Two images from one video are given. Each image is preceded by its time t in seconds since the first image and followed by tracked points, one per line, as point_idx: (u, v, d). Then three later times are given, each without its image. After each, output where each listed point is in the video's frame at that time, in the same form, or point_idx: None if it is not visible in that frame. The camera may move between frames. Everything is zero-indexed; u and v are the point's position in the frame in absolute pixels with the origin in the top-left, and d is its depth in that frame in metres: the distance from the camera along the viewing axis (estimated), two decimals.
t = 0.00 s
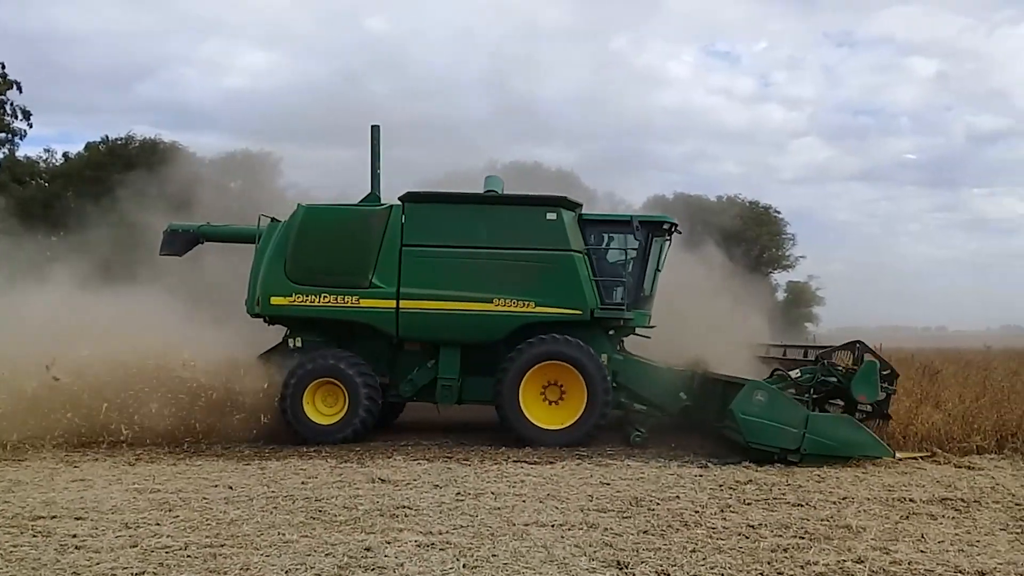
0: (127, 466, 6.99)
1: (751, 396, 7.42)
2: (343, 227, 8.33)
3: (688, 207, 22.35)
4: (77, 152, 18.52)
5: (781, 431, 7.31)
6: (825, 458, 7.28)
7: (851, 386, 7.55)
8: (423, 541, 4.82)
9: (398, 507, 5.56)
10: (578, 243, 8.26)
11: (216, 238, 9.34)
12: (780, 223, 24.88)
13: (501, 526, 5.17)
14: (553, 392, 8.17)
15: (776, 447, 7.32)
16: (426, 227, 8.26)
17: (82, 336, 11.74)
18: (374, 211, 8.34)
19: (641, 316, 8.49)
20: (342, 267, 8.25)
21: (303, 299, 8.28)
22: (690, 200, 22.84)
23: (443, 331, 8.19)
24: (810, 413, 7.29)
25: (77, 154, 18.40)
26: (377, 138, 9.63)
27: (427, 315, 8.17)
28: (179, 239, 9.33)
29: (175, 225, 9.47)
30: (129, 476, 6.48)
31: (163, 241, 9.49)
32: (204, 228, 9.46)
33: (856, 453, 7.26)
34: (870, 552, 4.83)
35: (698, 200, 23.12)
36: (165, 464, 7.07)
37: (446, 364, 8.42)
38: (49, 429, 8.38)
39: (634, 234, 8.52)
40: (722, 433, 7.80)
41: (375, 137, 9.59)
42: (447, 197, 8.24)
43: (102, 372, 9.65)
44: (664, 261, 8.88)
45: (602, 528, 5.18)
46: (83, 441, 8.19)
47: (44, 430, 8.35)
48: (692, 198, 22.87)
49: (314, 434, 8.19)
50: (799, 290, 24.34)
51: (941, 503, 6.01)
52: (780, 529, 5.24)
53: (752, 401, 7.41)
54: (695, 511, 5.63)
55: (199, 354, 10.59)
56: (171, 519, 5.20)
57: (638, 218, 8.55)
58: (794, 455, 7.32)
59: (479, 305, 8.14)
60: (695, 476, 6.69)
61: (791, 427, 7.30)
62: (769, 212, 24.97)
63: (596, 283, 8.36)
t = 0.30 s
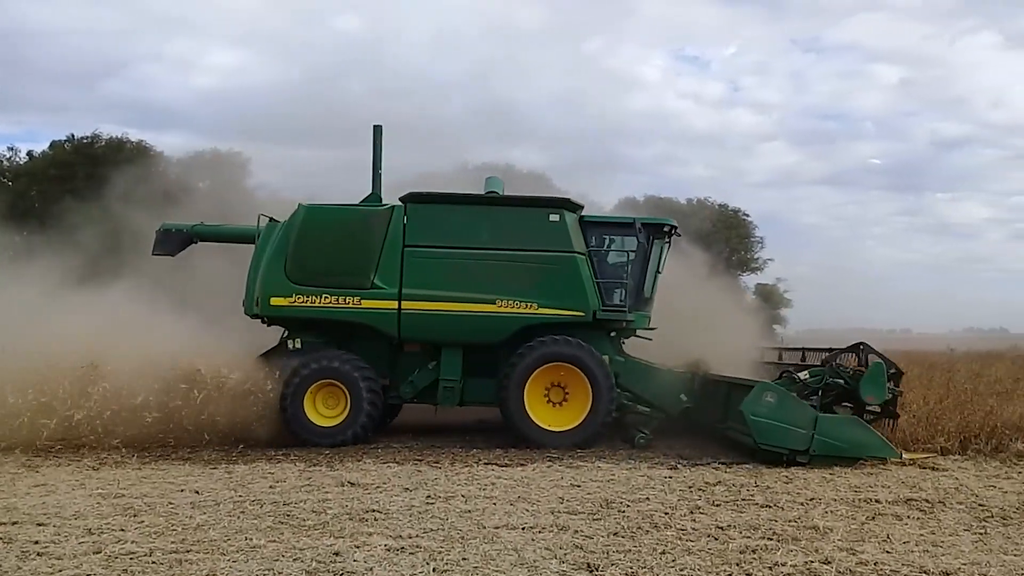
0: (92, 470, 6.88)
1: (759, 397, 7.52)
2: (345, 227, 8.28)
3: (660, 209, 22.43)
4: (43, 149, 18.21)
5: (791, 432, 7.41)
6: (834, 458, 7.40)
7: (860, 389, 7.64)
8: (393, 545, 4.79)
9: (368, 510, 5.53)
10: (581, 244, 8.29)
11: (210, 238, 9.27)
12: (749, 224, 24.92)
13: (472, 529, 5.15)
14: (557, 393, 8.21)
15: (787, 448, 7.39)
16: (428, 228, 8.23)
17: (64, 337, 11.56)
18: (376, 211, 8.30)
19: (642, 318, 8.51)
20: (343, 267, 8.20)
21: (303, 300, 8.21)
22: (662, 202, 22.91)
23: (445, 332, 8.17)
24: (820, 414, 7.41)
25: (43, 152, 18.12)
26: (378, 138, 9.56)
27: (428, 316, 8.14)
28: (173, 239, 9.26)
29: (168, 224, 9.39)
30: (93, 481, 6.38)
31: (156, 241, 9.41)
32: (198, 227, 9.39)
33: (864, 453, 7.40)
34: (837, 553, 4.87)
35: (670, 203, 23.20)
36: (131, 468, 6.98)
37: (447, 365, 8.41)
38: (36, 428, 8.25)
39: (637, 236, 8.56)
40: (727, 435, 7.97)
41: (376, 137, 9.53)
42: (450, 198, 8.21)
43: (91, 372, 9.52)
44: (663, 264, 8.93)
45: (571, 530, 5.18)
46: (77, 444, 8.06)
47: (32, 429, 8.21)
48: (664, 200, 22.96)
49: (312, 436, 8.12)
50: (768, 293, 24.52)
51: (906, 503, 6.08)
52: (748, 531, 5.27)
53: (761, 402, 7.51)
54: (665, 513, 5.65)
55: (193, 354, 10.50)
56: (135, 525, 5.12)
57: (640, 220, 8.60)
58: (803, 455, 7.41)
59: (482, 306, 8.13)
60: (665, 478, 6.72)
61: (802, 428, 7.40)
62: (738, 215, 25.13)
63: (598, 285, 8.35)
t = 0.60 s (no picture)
0: (56, 473, 6.78)
1: (769, 395, 7.62)
2: (348, 226, 8.24)
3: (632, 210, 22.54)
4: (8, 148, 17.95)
5: (800, 430, 7.54)
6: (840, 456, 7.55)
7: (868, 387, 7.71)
8: (362, 547, 4.76)
9: (337, 512, 5.49)
10: (582, 244, 8.34)
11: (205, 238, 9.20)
12: (719, 226, 25.09)
13: (442, 529, 5.13)
14: (562, 392, 8.26)
15: (795, 446, 7.52)
16: (431, 227, 8.23)
17: (48, 339, 11.34)
18: (378, 210, 8.27)
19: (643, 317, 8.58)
20: (344, 267, 8.15)
21: (304, 299, 8.14)
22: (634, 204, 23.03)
23: (448, 332, 8.16)
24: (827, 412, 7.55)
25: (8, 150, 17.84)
26: (378, 138, 9.47)
27: (429, 316, 8.11)
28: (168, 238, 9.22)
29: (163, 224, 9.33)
30: (58, 483, 6.30)
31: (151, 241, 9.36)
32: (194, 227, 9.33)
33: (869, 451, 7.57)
34: (805, 550, 4.91)
35: (641, 204, 23.33)
36: (95, 471, 6.88)
37: (450, 366, 8.39)
38: (25, 426, 8.06)
39: (638, 237, 8.63)
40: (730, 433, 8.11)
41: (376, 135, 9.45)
42: (452, 197, 8.21)
43: (87, 373, 9.41)
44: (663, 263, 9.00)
45: (540, 530, 5.18)
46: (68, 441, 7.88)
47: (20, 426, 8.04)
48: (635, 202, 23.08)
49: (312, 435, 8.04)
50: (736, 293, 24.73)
51: (873, 500, 6.15)
52: (717, 528, 5.30)
53: (771, 401, 7.62)
54: (635, 511, 5.66)
55: (186, 354, 10.37)
56: (100, 528, 5.05)
57: (642, 221, 8.65)
58: (811, 453, 7.55)
59: (484, 306, 8.12)
60: (635, 477, 6.73)
61: (810, 426, 7.53)
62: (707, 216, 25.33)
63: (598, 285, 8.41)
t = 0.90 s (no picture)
0: (21, 475, 6.70)
1: (778, 391, 7.82)
2: (352, 225, 8.27)
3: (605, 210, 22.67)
4: None
5: (808, 426, 7.75)
6: (848, 450, 7.76)
7: (874, 383, 7.95)
8: (333, 546, 4.74)
9: (308, 512, 5.46)
10: (585, 243, 8.43)
11: (200, 236, 9.29)
12: (690, 226, 25.31)
13: (413, 528, 5.12)
14: (567, 388, 8.35)
15: (804, 441, 7.73)
16: (434, 226, 8.28)
17: (32, 337, 11.18)
18: (383, 209, 8.32)
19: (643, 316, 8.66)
20: (348, 264, 8.18)
21: (307, 297, 8.16)
22: (607, 204, 23.16)
23: (450, 330, 8.21)
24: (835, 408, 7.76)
25: None
26: (381, 138, 9.42)
27: (432, 314, 8.17)
28: (164, 236, 9.35)
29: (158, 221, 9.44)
30: (25, 485, 6.23)
31: (148, 237, 9.48)
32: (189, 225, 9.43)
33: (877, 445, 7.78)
34: (774, 544, 4.95)
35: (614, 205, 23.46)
36: (62, 473, 6.80)
37: (453, 364, 8.46)
38: (13, 423, 7.95)
39: (642, 237, 8.72)
40: (734, 429, 8.28)
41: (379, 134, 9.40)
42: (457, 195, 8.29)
43: (103, 367, 9.41)
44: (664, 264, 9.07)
45: (510, 528, 5.18)
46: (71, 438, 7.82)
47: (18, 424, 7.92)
48: (608, 203, 23.20)
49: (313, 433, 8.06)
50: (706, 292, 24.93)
51: (840, 494, 6.22)
52: (686, 524, 5.33)
53: (778, 397, 7.82)
54: (607, 508, 5.69)
55: (179, 350, 10.34)
56: (69, 529, 5.00)
57: (644, 220, 8.73)
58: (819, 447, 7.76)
59: (487, 304, 8.18)
60: (606, 474, 6.75)
61: (818, 421, 7.75)
62: (679, 216, 25.53)
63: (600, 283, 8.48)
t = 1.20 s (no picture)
0: None
1: (789, 387, 7.97)
2: (354, 222, 8.35)
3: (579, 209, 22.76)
4: None
5: (818, 420, 7.91)
6: (858, 444, 7.94)
7: (884, 377, 8.13)
8: (305, 544, 4.72)
9: (280, 510, 5.43)
10: (587, 240, 8.66)
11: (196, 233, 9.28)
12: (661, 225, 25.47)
13: (387, 526, 5.11)
14: (573, 383, 8.56)
15: (814, 435, 7.90)
16: (440, 223, 8.43)
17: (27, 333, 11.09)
18: (387, 205, 8.43)
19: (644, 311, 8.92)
20: (353, 261, 8.28)
21: (312, 294, 8.23)
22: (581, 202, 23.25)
23: (456, 326, 8.38)
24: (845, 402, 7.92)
25: None
26: (382, 133, 9.37)
27: (438, 310, 8.32)
28: (160, 234, 9.34)
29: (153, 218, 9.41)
30: None
31: (144, 235, 9.46)
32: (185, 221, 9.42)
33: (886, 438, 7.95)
34: (746, 537, 5.00)
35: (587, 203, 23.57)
36: (31, 473, 6.71)
37: (458, 361, 8.63)
38: None
39: (644, 234, 8.97)
40: (741, 424, 8.48)
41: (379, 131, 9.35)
42: (461, 193, 8.44)
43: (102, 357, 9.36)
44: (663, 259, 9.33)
45: (483, 524, 5.18)
46: (72, 438, 7.77)
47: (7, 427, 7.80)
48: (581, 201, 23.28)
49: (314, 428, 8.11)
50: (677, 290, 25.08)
51: (811, 487, 6.28)
52: (658, 518, 5.36)
53: (789, 392, 7.97)
54: (580, 503, 5.71)
55: (170, 346, 10.33)
56: (38, 530, 4.93)
57: (647, 217, 8.97)
58: (830, 442, 7.93)
59: (494, 301, 8.38)
60: (579, 469, 6.78)
61: (829, 416, 7.92)
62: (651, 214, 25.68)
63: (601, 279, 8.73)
